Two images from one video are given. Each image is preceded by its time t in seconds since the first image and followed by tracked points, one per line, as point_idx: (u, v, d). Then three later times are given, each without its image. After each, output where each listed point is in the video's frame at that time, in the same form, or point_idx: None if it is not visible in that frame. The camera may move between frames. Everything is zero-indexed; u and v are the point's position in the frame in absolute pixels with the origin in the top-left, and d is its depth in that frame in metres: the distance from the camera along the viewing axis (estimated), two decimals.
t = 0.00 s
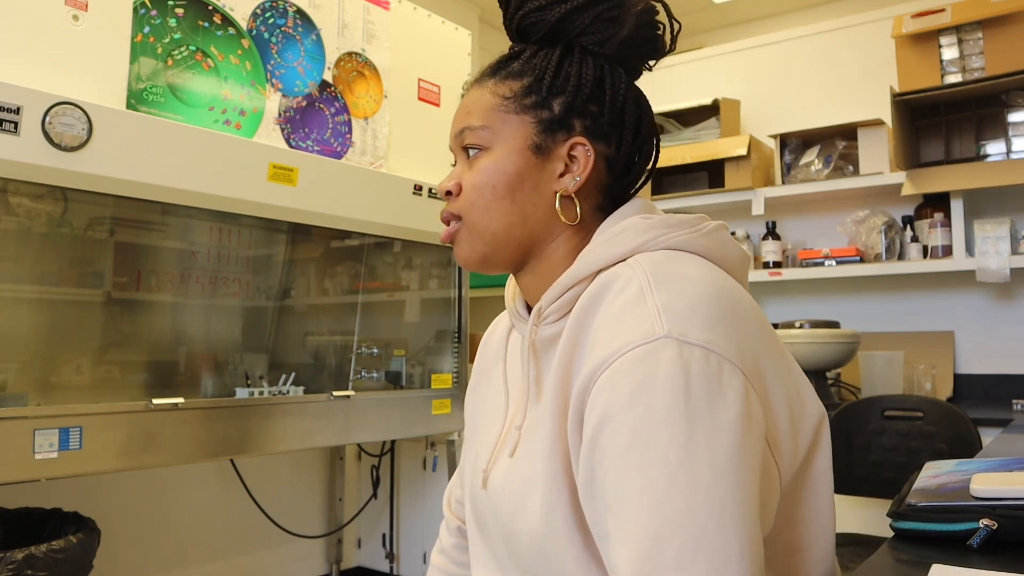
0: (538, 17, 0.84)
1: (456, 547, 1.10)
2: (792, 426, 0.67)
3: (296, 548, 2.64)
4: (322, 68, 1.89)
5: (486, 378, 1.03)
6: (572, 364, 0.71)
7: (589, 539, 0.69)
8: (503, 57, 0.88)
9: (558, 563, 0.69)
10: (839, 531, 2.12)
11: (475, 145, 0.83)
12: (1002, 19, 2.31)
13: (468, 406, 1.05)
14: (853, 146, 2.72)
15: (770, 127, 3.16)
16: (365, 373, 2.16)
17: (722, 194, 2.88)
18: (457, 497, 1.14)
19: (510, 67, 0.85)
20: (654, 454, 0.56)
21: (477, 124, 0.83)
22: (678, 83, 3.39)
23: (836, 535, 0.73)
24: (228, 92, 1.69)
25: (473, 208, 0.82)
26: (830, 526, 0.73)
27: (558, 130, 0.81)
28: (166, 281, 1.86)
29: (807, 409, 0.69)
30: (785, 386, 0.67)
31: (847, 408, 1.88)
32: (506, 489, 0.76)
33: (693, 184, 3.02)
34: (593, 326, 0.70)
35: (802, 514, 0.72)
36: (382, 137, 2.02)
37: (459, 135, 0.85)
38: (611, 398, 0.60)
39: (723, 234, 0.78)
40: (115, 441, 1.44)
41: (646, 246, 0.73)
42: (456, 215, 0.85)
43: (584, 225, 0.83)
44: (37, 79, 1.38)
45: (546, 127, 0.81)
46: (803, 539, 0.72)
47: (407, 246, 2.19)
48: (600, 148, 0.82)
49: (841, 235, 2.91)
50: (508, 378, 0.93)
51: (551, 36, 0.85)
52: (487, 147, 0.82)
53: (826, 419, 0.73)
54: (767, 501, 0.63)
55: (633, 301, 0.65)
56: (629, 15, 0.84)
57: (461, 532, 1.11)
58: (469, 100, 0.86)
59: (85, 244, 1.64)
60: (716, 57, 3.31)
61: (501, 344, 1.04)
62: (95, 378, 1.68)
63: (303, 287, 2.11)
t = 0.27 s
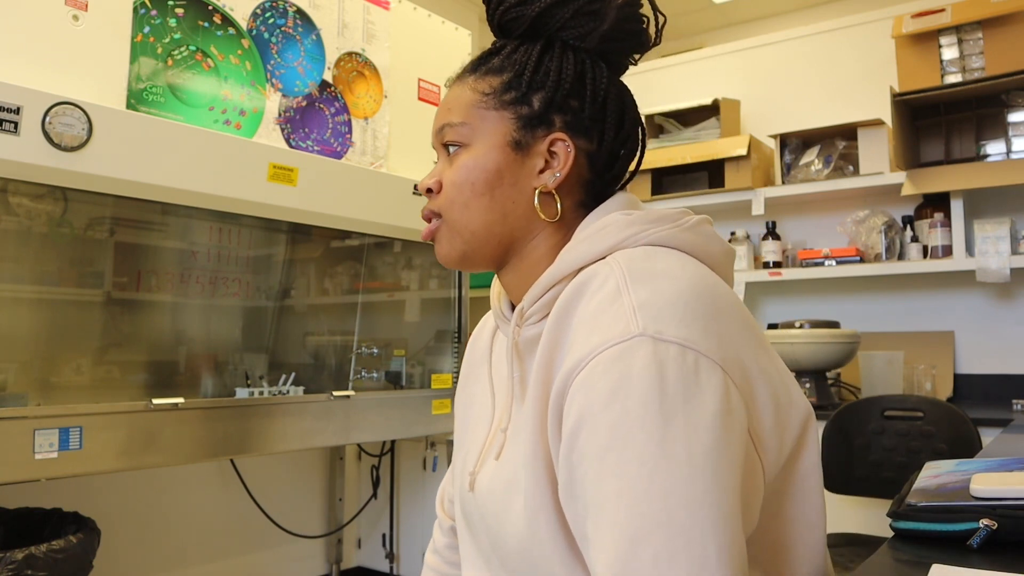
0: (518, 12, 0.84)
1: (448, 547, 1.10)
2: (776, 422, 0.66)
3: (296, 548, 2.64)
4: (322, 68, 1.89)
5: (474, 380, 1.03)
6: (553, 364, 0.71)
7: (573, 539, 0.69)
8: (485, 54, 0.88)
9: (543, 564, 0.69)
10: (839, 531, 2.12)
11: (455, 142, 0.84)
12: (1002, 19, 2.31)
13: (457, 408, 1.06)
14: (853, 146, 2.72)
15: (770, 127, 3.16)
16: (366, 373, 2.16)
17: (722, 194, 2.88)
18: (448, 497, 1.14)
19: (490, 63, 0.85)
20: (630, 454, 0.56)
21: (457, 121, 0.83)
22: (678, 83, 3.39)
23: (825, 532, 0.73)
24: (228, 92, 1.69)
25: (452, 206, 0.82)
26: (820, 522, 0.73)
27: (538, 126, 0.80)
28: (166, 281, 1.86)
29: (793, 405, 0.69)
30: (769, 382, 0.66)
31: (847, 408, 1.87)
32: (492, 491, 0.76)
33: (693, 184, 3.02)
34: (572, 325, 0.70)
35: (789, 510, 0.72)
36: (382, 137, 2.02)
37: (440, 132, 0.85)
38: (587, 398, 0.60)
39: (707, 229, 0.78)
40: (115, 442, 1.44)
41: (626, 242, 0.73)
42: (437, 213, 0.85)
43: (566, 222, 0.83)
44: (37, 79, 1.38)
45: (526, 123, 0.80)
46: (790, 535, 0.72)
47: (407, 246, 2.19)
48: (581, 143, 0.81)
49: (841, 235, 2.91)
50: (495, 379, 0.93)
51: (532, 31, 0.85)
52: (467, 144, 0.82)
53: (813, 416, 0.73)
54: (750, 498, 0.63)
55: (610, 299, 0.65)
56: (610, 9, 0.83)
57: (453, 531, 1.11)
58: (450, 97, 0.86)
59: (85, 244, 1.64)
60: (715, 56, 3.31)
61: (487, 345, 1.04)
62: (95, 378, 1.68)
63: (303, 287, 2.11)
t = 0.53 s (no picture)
0: (498, 8, 0.84)
1: (441, 547, 1.10)
2: (765, 419, 0.66)
3: (296, 548, 2.64)
4: (322, 68, 1.89)
5: (463, 382, 1.03)
6: (538, 363, 0.71)
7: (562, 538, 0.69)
8: (466, 50, 0.88)
9: (533, 565, 0.69)
10: (840, 531, 2.12)
11: (437, 141, 0.84)
12: (1002, 19, 2.31)
13: (447, 410, 1.06)
14: (853, 146, 2.73)
15: (770, 127, 3.16)
16: (366, 373, 2.16)
17: (722, 194, 2.88)
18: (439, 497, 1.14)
19: (472, 60, 0.85)
20: (614, 456, 0.56)
21: (439, 119, 0.83)
22: (678, 83, 3.39)
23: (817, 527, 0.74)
24: (228, 92, 1.69)
25: (435, 205, 0.82)
26: (811, 518, 0.73)
27: (520, 124, 0.80)
28: (165, 281, 1.86)
29: (782, 401, 0.69)
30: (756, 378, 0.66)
31: (846, 409, 1.87)
32: (482, 493, 0.76)
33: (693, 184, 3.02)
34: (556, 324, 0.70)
35: (778, 507, 0.72)
36: (382, 137, 2.02)
37: (422, 130, 0.85)
38: (570, 400, 0.60)
39: (691, 225, 0.78)
40: (115, 442, 1.44)
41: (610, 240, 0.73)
42: (419, 212, 0.85)
43: (549, 221, 0.83)
44: (36, 79, 1.38)
45: (508, 121, 0.80)
46: (779, 531, 0.72)
47: (407, 246, 2.19)
48: (565, 141, 0.81)
49: (841, 235, 2.91)
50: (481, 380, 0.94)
51: (514, 27, 0.85)
52: (449, 143, 0.82)
53: (803, 413, 0.73)
54: (737, 495, 0.63)
55: (593, 298, 0.65)
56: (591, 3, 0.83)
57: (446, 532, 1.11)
58: (432, 94, 0.86)
59: (85, 244, 1.64)
60: (715, 56, 3.31)
61: (474, 346, 1.04)
62: (95, 378, 1.68)
63: (303, 287, 2.11)
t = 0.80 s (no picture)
0: (483, 7, 0.84)
1: (435, 548, 1.10)
2: (756, 417, 0.66)
3: (296, 548, 2.64)
4: (322, 68, 1.89)
5: (456, 383, 1.03)
6: (528, 363, 0.71)
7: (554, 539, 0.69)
8: (452, 50, 0.88)
9: (526, 566, 0.69)
10: (840, 531, 2.12)
11: (425, 143, 0.84)
12: (1001, 19, 2.31)
13: (439, 411, 1.06)
14: (853, 146, 2.73)
15: (770, 127, 3.16)
16: (365, 373, 2.16)
17: (722, 194, 2.88)
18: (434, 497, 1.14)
19: (457, 60, 0.85)
20: (602, 455, 0.56)
21: (426, 121, 0.83)
22: (677, 82, 3.39)
23: (811, 526, 0.74)
24: (228, 92, 1.69)
25: (423, 208, 0.82)
26: (805, 515, 0.73)
27: (507, 124, 0.80)
28: (166, 281, 1.86)
29: (774, 400, 0.69)
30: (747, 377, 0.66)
31: (846, 409, 1.87)
32: (475, 493, 0.76)
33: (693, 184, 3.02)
34: (545, 323, 0.70)
35: (771, 506, 0.72)
36: (381, 137, 2.02)
37: (409, 132, 0.85)
38: (558, 399, 0.60)
39: (682, 223, 0.78)
40: (115, 442, 1.44)
41: (599, 239, 0.73)
42: (408, 215, 0.85)
43: (538, 220, 0.83)
44: (37, 79, 1.38)
45: (495, 121, 0.80)
46: (773, 531, 0.72)
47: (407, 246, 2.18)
48: (552, 140, 0.81)
49: (841, 235, 2.91)
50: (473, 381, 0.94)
51: (499, 26, 0.85)
52: (436, 144, 0.82)
53: (796, 412, 0.73)
54: (729, 495, 0.63)
55: (582, 297, 0.65)
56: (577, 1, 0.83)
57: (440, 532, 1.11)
58: (418, 96, 0.86)
59: (85, 244, 1.64)
60: (714, 56, 3.31)
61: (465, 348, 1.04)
62: (94, 379, 1.68)
63: (303, 287, 2.11)
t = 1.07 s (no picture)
0: (477, 7, 0.84)
1: (433, 548, 1.10)
2: (752, 416, 0.66)
3: (296, 548, 2.64)
4: (322, 68, 1.89)
5: (453, 383, 1.04)
6: (523, 362, 0.71)
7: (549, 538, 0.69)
8: (446, 50, 0.87)
9: (521, 566, 0.69)
10: (840, 531, 2.12)
11: (420, 143, 0.84)
12: (1001, 19, 2.31)
13: (437, 412, 1.06)
14: (853, 146, 2.73)
15: (770, 127, 3.16)
16: (365, 373, 2.16)
17: (721, 194, 2.88)
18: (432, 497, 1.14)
19: (451, 61, 0.85)
20: (594, 453, 0.56)
21: (421, 121, 0.83)
22: (677, 82, 3.39)
23: (808, 525, 0.74)
24: (228, 92, 1.69)
25: (418, 208, 0.82)
26: (802, 514, 0.73)
27: (502, 124, 0.80)
28: (166, 281, 1.86)
29: (770, 399, 0.69)
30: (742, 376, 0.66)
31: (845, 409, 1.87)
32: (471, 492, 0.76)
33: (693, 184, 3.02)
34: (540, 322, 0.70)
35: (767, 505, 0.72)
36: (381, 137, 2.02)
37: (404, 133, 0.85)
38: (551, 398, 0.60)
39: (678, 222, 0.78)
40: (115, 442, 1.44)
41: (594, 238, 0.73)
42: (403, 216, 0.85)
43: (534, 220, 0.83)
44: (37, 79, 1.38)
45: (490, 122, 0.80)
46: (770, 530, 0.72)
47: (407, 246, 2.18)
48: (547, 140, 0.81)
49: (841, 235, 2.91)
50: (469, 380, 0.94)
51: (493, 26, 0.85)
52: (431, 145, 0.82)
53: (793, 412, 0.72)
54: (724, 493, 0.63)
55: (576, 296, 0.65)
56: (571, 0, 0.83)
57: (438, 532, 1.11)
58: (412, 96, 0.86)
59: (86, 244, 1.64)
60: (714, 56, 3.31)
61: (462, 348, 1.05)
62: (94, 379, 1.68)
63: (303, 287, 2.11)
